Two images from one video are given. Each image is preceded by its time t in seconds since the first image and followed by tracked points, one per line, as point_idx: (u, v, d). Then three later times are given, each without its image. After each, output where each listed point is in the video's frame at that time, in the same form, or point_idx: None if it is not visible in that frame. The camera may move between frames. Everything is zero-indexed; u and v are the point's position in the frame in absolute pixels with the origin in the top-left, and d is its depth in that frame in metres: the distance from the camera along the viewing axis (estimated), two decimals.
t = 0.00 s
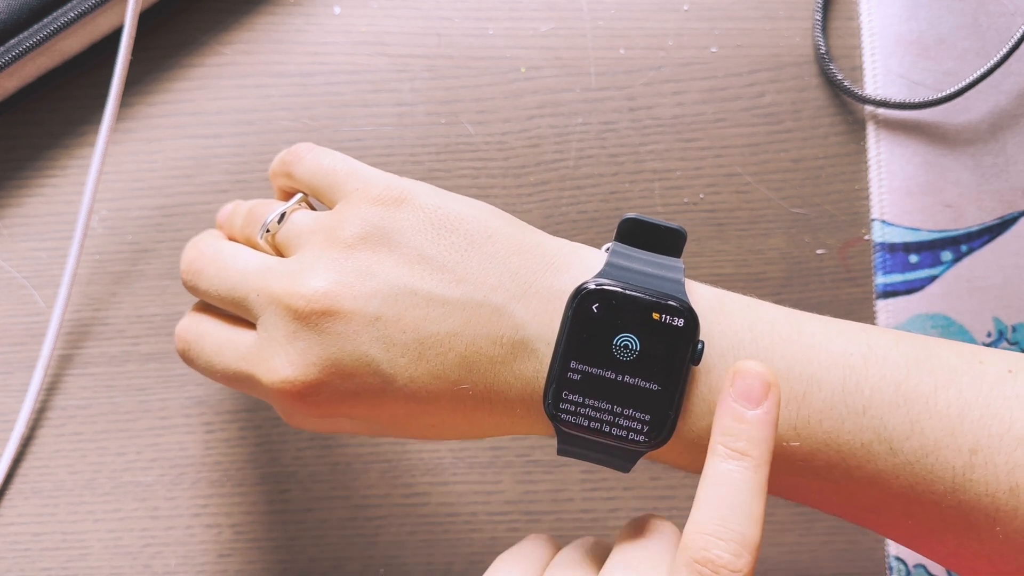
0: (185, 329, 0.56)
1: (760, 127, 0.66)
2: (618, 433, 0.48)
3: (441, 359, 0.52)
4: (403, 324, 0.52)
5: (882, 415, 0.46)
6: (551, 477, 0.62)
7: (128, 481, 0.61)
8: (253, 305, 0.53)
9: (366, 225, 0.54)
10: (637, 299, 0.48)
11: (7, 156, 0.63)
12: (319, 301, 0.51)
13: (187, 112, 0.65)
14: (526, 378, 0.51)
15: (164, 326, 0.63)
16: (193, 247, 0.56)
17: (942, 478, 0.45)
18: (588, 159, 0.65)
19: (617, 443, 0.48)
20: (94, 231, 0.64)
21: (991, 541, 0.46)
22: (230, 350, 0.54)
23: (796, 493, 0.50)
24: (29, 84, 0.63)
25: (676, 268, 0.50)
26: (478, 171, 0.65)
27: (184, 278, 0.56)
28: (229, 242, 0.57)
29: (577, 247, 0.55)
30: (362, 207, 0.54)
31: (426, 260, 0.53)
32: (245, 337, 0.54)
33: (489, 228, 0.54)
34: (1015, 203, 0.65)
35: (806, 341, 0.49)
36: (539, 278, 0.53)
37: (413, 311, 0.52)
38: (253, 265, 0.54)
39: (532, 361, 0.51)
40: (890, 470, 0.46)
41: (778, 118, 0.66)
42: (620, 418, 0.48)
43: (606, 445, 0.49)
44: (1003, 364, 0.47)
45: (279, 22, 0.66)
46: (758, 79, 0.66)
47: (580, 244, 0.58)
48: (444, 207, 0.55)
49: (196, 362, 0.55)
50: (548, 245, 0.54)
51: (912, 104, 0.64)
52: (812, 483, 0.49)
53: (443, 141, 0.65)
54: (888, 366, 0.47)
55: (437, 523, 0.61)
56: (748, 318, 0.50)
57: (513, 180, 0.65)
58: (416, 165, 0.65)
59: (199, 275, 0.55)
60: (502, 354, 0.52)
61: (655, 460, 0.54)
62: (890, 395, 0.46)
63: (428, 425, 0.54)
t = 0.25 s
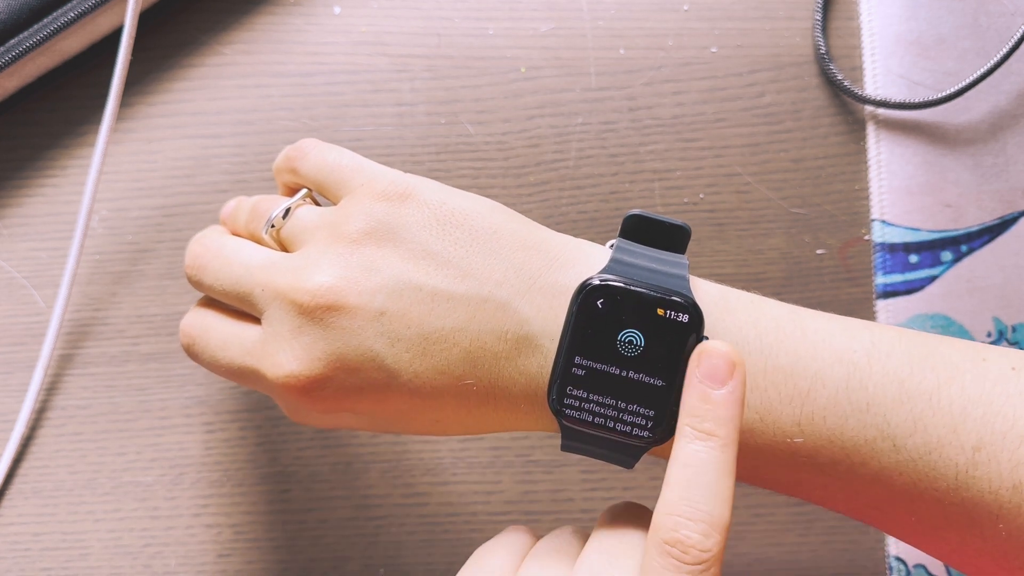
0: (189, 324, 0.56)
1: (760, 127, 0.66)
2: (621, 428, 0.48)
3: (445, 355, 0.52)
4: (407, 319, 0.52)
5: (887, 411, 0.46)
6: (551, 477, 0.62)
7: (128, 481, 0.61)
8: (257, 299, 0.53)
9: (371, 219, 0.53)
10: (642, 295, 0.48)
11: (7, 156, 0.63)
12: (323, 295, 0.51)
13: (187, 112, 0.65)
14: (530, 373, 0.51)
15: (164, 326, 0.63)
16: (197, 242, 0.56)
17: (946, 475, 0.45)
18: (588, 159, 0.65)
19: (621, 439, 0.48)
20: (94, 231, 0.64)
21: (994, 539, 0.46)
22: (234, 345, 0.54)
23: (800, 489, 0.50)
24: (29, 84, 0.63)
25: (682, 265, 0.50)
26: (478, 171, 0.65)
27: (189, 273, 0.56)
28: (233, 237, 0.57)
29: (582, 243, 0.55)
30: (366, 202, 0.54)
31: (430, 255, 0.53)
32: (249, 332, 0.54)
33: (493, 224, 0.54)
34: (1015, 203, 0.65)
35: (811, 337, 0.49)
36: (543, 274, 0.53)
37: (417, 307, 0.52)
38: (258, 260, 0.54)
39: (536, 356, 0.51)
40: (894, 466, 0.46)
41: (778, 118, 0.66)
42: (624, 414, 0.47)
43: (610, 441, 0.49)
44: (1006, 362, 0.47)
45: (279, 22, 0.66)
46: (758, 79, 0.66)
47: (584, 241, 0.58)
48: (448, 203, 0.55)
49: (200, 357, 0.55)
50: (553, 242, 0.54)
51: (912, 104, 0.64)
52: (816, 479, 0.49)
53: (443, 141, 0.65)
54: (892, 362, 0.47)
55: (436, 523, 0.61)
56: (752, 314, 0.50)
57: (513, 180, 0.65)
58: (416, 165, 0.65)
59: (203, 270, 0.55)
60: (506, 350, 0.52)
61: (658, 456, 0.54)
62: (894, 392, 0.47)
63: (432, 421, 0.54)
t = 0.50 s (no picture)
0: (190, 321, 0.56)
1: (760, 127, 0.66)
2: (623, 426, 0.48)
3: (447, 352, 0.52)
4: (409, 316, 0.52)
5: (889, 410, 0.46)
6: (551, 477, 0.62)
7: (128, 481, 0.61)
8: (258, 297, 0.53)
9: (373, 217, 0.53)
10: (644, 292, 0.48)
11: (7, 156, 0.63)
12: (325, 293, 0.51)
13: (187, 112, 0.65)
14: (532, 371, 0.51)
15: (163, 326, 0.63)
16: (198, 239, 0.56)
17: (948, 473, 0.45)
18: (588, 159, 0.65)
19: (623, 436, 0.48)
20: (94, 231, 0.64)
21: (996, 538, 0.46)
22: (235, 342, 0.54)
23: (801, 488, 0.50)
24: (29, 84, 0.63)
25: (683, 262, 0.50)
26: (478, 171, 0.65)
27: (189, 270, 0.56)
28: (234, 234, 0.57)
29: (584, 241, 0.55)
30: (368, 199, 0.54)
31: (432, 252, 0.53)
32: (250, 329, 0.54)
33: (495, 222, 0.54)
34: (1015, 203, 0.65)
35: (813, 335, 0.49)
36: (545, 272, 0.53)
37: (419, 304, 0.52)
38: (259, 257, 0.54)
39: (538, 354, 0.52)
40: (895, 465, 0.46)
41: (778, 118, 0.66)
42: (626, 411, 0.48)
43: (611, 438, 0.49)
44: (1008, 361, 0.47)
45: (279, 22, 0.66)
46: (758, 79, 0.66)
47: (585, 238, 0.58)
48: (450, 201, 0.55)
49: (201, 354, 0.55)
50: (555, 239, 0.54)
51: (912, 104, 0.64)
52: (818, 478, 0.49)
53: (443, 141, 0.65)
54: (894, 360, 0.47)
55: (436, 523, 0.61)
56: (754, 312, 0.50)
57: (513, 180, 0.65)
58: (416, 165, 0.65)
59: (205, 267, 0.55)
60: (508, 347, 0.52)
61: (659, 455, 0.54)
62: (896, 390, 0.47)
63: (433, 419, 0.54)
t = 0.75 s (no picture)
0: (195, 317, 0.56)
1: (760, 127, 0.66)
2: (628, 423, 0.48)
3: (451, 349, 0.52)
4: (413, 313, 0.52)
5: (894, 407, 0.46)
6: (551, 477, 0.62)
7: (128, 481, 0.61)
8: (263, 293, 0.53)
9: (377, 214, 0.53)
10: (649, 289, 0.48)
11: (7, 156, 0.63)
12: (330, 290, 0.51)
13: (187, 112, 0.65)
14: (536, 368, 0.52)
15: (163, 326, 0.63)
16: (203, 235, 0.56)
17: (952, 471, 0.45)
18: (588, 159, 0.65)
19: (628, 433, 0.48)
20: (94, 231, 0.64)
21: (999, 535, 0.46)
22: (239, 338, 0.54)
23: (805, 486, 0.50)
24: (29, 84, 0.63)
25: (689, 260, 0.50)
26: (478, 171, 0.65)
27: (194, 266, 0.56)
28: (239, 231, 0.57)
29: (588, 239, 0.55)
30: (373, 196, 0.54)
31: (436, 249, 0.53)
32: (254, 326, 0.54)
33: (499, 219, 0.54)
34: (1015, 203, 0.65)
35: (818, 332, 0.49)
36: (550, 269, 0.53)
37: (424, 301, 0.52)
38: (263, 253, 0.54)
39: (543, 351, 0.52)
40: (899, 462, 0.46)
41: (778, 118, 0.66)
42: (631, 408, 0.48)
43: (616, 435, 0.49)
44: (1012, 360, 0.47)
45: (279, 22, 0.66)
46: (758, 79, 0.66)
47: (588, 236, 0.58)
48: (455, 197, 0.55)
49: (205, 350, 0.55)
50: (559, 237, 0.54)
51: (912, 104, 0.64)
52: (822, 475, 0.49)
53: (443, 141, 0.65)
54: (899, 358, 0.47)
55: (437, 523, 0.61)
56: (759, 309, 0.50)
57: (513, 180, 0.65)
58: (416, 165, 0.65)
59: (209, 263, 0.55)
60: (513, 345, 0.52)
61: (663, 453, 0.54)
62: (900, 387, 0.47)
63: (437, 416, 0.54)
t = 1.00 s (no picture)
0: (197, 313, 0.56)
1: (760, 127, 0.66)
2: (631, 419, 0.48)
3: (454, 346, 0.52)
4: (416, 310, 0.52)
5: (897, 405, 0.46)
6: (551, 477, 0.62)
7: (128, 481, 0.61)
8: (266, 290, 0.53)
9: (380, 211, 0.53)
10: (652, 286, 0.48)
11: (7, 156, 0.63)
12: (333, 286, 0.51)
13: (187, 112, 0.65)
14: (539, 365, 0.52)
15: (163, 326, 0.63)
16: (205, 232, 0.56)
17: (955, 468, 0.45)
18: (588, 159, 0.65)
19: (631, 430, 0.48)
20: (94, 231, 0.64)
21: (1002, 533, 0.46)
22: (242, 335, 0.54)
23: (808, 483, 0.50)
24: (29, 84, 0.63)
25: (692, 257, 0.50)
26: (478, 172, 0.65)
27: (196, 262, 0.56)
28: (241, 227, 0.57)
29: (591, 236, 0.55)
30: (376, 192, 0.54)
31: (439, 246, 0.53)
32: (257, 322, 0.54)
33: (502, 216, 0.54)
34: (1015, 203, 0.65)
35: (822, 329, 0.49)
36: (553, 266, 0.53)
37: (427, 298, 0.52)
38: (266, 250, 0.54)
39: (546, 348, 0.52)
40: (903, 459, 0.46)
41: (778, 118, 0.66)
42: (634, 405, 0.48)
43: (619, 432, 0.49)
44: (1015, 357, 0.47)
45: (279, 22, 0.66)
46: (758, 79, 0.66)
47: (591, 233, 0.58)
48: (458, 194, 0.55)
49: (207, 347, 0.55)
50: (562, 233, 0.54)
51: (912, 104, 0.64)
52: (825, 473, 0.49)
53: (443, 141, 0.65)
54: (902, 355, 0.47)
55: (437, 523, 0.61)
56: (762, 305, 0.50)
57: (513, 180, 0.65)
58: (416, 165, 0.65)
59: (212, 259, 0.55)
60: (516, 341, 0.52)
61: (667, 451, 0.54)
62: (904, 384, 0.47)
63: (440, 413, 0.54)
